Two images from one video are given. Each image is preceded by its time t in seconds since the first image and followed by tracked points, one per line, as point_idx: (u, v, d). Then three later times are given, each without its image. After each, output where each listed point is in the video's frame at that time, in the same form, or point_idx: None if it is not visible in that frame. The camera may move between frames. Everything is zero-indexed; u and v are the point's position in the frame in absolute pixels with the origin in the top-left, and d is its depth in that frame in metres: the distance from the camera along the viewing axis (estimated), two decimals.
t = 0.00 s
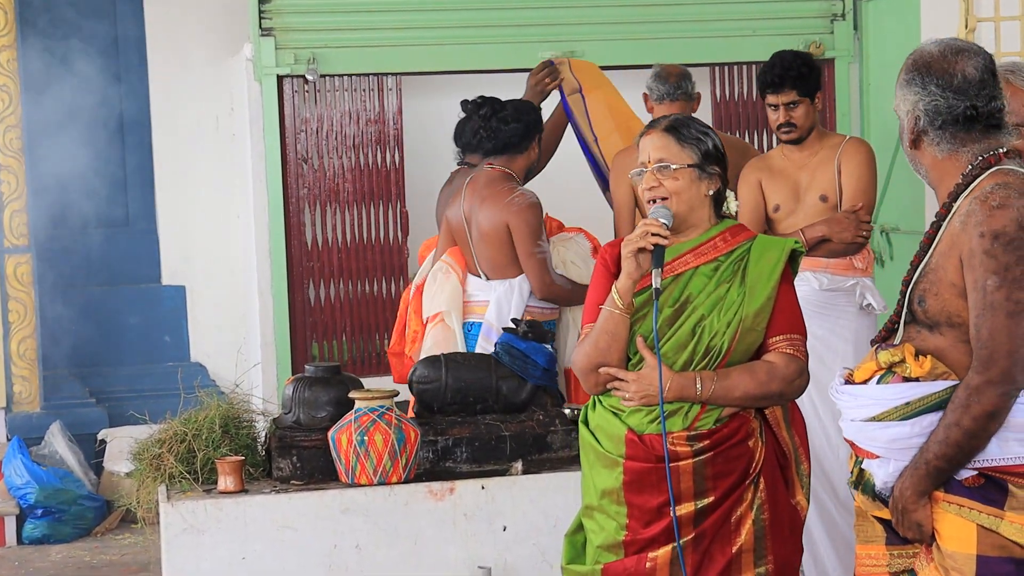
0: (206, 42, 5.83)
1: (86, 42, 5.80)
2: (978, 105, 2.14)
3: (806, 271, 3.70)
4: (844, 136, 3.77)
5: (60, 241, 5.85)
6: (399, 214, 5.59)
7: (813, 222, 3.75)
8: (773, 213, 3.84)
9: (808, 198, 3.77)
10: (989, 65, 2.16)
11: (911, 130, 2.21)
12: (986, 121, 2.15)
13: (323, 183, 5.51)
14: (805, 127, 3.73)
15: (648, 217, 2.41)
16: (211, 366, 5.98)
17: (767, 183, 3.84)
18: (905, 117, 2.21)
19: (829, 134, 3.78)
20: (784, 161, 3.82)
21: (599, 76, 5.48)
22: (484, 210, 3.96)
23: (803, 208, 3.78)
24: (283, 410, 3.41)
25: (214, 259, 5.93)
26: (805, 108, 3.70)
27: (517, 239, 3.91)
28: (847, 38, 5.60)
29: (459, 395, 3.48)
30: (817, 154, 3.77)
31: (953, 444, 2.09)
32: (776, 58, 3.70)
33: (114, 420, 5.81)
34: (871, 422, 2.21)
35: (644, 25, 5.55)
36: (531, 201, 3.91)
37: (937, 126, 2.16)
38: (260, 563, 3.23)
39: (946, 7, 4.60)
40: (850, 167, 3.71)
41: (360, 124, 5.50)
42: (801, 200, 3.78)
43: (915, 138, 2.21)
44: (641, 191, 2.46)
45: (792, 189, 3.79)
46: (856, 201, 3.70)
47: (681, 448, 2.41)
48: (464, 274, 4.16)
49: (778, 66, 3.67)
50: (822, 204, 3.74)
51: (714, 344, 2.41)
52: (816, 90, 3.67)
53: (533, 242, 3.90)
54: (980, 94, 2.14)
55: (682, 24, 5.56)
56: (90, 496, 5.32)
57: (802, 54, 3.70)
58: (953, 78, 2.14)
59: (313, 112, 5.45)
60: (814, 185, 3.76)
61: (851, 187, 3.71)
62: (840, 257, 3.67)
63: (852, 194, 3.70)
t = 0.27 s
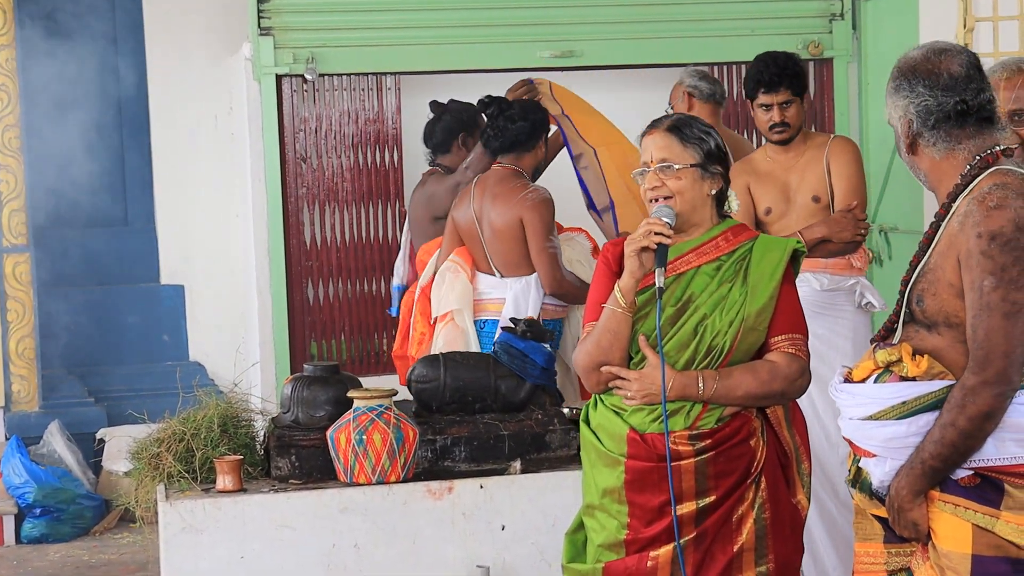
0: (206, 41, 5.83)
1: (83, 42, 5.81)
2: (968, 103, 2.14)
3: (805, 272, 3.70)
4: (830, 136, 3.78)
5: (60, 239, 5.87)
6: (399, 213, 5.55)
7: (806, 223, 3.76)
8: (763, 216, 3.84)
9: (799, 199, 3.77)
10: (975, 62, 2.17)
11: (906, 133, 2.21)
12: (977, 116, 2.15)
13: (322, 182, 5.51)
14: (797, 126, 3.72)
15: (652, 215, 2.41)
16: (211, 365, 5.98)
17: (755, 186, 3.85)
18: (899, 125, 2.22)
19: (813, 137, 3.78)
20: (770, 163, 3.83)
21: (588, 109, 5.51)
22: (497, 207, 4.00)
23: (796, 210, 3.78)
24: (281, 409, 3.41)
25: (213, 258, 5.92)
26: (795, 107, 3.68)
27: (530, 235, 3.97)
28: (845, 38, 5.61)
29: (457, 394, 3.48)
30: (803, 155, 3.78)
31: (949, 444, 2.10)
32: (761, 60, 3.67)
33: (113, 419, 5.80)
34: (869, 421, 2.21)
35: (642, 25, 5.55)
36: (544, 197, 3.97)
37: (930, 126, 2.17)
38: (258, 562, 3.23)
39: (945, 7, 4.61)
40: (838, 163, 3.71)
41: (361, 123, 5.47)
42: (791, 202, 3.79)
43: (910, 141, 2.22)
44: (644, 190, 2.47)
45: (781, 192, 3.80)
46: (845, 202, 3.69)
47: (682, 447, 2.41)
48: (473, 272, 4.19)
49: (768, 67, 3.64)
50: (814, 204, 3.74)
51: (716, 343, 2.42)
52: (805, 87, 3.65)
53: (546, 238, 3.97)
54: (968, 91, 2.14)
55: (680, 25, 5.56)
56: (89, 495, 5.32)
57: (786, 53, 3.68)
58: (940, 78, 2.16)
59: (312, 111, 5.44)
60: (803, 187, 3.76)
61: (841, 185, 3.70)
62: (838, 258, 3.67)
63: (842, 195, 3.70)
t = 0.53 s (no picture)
0: (206, 40, 5.80)
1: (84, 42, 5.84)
2: (978, 105, 2.14)
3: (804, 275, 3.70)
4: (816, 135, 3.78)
5: (60, 240, 5.91)
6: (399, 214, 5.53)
7: (800, 224, 3.76)
8: (758, 220, 3.83)
9: (793, 201, 3.77)
10: (989, 65, 2.16)
11: (910, 125, 2.21)
12: (983, 122, 2.16)
13: (321, 182, 5.50)
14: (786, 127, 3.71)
15: (654, 214, 2.41)
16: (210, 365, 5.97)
17: (748, 190, 3.83)
18: (905, 114, 2.22)
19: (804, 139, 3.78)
20: (761, 167, 3.81)
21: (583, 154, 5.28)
22: (498, 207, 4.00)
23: (789, 211, 3.78)
24: (281, 409, 3.41)
25: (213, 258, 5.91)
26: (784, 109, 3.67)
27: (529, 236, 3.96)
28: (845, 38, 5.61)
29: (456, 393, 3.47)
30: (793, 155, 3.77)
31: (946, 443, 2.10)
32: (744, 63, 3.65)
33: (112, 419, 5.80)
34: (866, 422, 2.22)
35: (641, 24, 5.55)
36: (544, 198, 3.97)
37: (935, 124, 2.17)
38: (258, 561, 3.23)
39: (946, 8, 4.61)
40: (830, 163, 3.72)
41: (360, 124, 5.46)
42: (785, 203, 3.78)
43: (914, 138, 2.22)
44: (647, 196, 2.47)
45: (775, 194, 3.79)
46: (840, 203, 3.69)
47: (684, 445, 2.41)
48: (475, 271, 4.19)
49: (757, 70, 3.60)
50: (809, 206, 3.74)
51: (718, 341, 2.42)
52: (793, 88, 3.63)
53: (546, 239, 3.96)
54: (979, 95, 2.14)
55: (679, 24, 5.56)
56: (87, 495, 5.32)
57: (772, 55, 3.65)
58: (953, 77, 2.15)
59: (311, 111, 5.44)
60: (797, 189, 3.76)
61: (835, 187, 3.70)
62: (837, 259, 3.66)
63: (837, 196, 3.70)
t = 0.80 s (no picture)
0: (206, 40, 5.81)
1: (81, 41, 5.85)
2: (970, 102, 2.15)
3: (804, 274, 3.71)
4: (812, 136, 3.77)
5: (58, 240, 5.91)
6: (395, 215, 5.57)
7: (799, 224, 3.74)
8: (756, 219, 3.81)
9: (790, 200, 3.75)
10: (978, 62, 2.18)
11: (907, 132, 2.22)
12: (977, 115, 2.16)
13: (319, 182, 5.51)
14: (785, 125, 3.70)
15: (655, 217, 2.40)
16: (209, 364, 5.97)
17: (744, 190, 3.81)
18: (901, 120, 2.22)
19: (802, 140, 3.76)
20: (758, 167, 3.79)
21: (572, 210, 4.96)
22: (487, 207, 4.00)
23: (786, 210, 3.76)
24: (280, 409, 3.41)
25: (212, 257, 5.92)
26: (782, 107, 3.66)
27: (515, 235, 3.93)
28: (844, 38, 5.61)
29: (455, 393, 3.47)
30: (790, 155, 3.76)
31: (942, 443, 2.10)
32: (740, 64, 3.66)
33: (111, 419, 5.79)
34: (864, 418, 2.21)
35: (640, 24, 5.55)
36: (532, 198, 3.95)
37: (931, 124, 2.17)
38: (257, 562, 3.22)
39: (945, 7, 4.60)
40: (827, 162, 3.70)
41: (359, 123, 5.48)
42: (783, 203, 3.76)
43: (911, 139, 2.22)
44: (651, 185, 2.47)
45: (773, 194, 3.77)
46: (838, 203, 3.67)
47: (681, 447, 2.41)
48: (470, 271, 4.20)
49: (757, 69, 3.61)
50: (807, 205, 3.73)
51: (717, 343, 2.42)
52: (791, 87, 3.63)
53: (531, 238, 3.92)
54: (970, 91, 2.15)
55: (678, 23, 5.55)
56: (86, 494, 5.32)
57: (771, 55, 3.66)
58: (942, 77, 2.16)
59: (311, 110, 5.44)
60: (794, 188, 3.74)
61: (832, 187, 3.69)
62: (836, 258, 3.68)
63: (835, 194, 3.68)
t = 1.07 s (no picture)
0: (203, 39, 5.80)
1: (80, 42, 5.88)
2: (972, 105, 2.14)
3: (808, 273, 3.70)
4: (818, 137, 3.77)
5: (57, 240, 5.93)
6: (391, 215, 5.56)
7: (802, 224, 3.72)
8: (759, 220, 3.77)
9: (794, 200, 3.74)
10: (984, 65, 2.16)
11: (906, 127, 2.22)
12: (978, 121, 2.16)
13: (318, 182, 5.50)
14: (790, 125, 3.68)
15: (654, 214, 2.42)
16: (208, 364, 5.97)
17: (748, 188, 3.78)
18: (901, 119, 2.23)
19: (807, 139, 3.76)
20: (761, 165, 3.77)
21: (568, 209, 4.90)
22: (473, 207, 3.99)
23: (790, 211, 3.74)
24: (279, 408, 3.40)
25: (211, 255, 5.90)
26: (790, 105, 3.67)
27: (496, 233, 3.89)
28: (842, 38, 5.62)
29: (455, 393, 3.47)
30: (794, 155, 3.74)
31: (940, 442, 2.10)
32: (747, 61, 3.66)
33: (110, 419, 5.79)
34: (864, 419, 2.22)
35: (639, 24, 5.55)
36: (515, 196, 3.93)
37: (931, 125, 2.17)
38: (255, 562, 3.22)
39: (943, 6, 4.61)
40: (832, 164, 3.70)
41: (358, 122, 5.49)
42: (787, 203, 3.74)
43: (911, 139, 2.22)
44: (650, 185, 2.48)
45: (776, 193, 3.75)
46: (842, 204, 3.67)
47: (679, 447, 2.41)
48: (463, 272, 4.17)
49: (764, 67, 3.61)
50: (810, 205, 3.71)
51: (715, 343, 2.42)
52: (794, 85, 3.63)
53: (510, 235, 3.87)
54: (974, 95, 2.14)
55: (676, 23, 5.56)
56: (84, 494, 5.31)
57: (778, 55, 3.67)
58: (947, 77, 2.15)
59: (310, 110, 5.43)
60: (798, 187, 3.73)
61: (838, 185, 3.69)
62: (840, 257, 3.69)
63: (839, 195, 3.68)
